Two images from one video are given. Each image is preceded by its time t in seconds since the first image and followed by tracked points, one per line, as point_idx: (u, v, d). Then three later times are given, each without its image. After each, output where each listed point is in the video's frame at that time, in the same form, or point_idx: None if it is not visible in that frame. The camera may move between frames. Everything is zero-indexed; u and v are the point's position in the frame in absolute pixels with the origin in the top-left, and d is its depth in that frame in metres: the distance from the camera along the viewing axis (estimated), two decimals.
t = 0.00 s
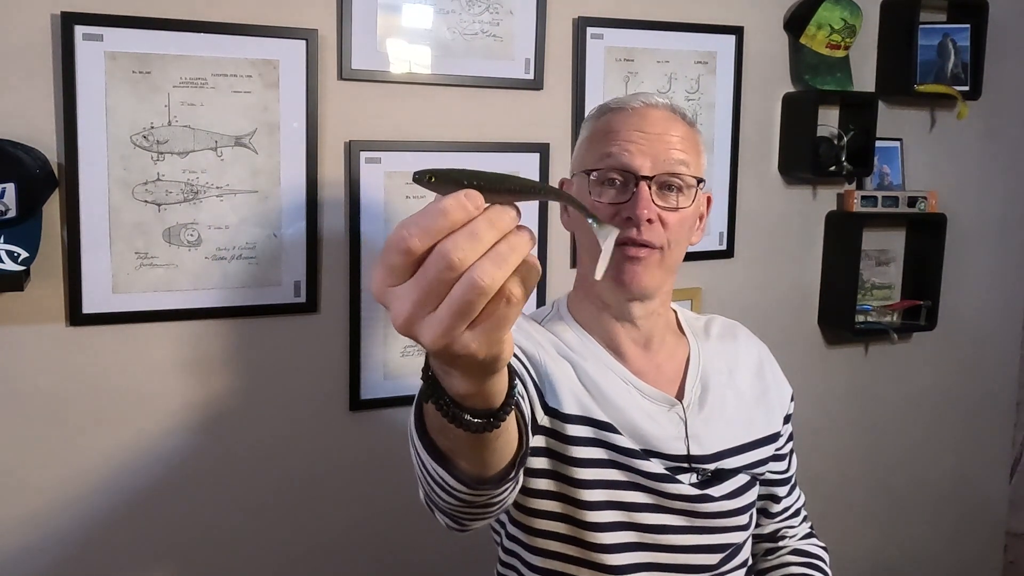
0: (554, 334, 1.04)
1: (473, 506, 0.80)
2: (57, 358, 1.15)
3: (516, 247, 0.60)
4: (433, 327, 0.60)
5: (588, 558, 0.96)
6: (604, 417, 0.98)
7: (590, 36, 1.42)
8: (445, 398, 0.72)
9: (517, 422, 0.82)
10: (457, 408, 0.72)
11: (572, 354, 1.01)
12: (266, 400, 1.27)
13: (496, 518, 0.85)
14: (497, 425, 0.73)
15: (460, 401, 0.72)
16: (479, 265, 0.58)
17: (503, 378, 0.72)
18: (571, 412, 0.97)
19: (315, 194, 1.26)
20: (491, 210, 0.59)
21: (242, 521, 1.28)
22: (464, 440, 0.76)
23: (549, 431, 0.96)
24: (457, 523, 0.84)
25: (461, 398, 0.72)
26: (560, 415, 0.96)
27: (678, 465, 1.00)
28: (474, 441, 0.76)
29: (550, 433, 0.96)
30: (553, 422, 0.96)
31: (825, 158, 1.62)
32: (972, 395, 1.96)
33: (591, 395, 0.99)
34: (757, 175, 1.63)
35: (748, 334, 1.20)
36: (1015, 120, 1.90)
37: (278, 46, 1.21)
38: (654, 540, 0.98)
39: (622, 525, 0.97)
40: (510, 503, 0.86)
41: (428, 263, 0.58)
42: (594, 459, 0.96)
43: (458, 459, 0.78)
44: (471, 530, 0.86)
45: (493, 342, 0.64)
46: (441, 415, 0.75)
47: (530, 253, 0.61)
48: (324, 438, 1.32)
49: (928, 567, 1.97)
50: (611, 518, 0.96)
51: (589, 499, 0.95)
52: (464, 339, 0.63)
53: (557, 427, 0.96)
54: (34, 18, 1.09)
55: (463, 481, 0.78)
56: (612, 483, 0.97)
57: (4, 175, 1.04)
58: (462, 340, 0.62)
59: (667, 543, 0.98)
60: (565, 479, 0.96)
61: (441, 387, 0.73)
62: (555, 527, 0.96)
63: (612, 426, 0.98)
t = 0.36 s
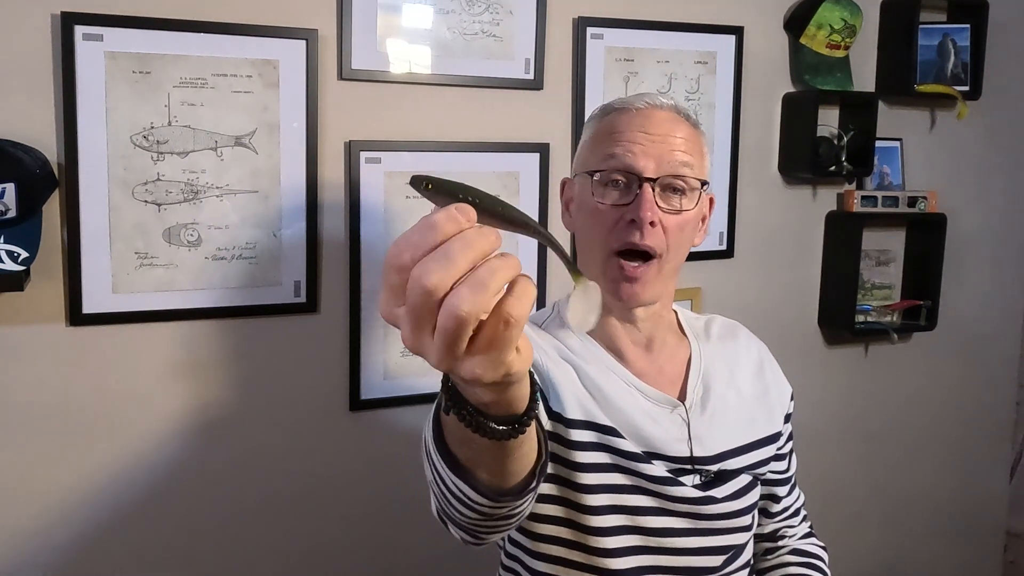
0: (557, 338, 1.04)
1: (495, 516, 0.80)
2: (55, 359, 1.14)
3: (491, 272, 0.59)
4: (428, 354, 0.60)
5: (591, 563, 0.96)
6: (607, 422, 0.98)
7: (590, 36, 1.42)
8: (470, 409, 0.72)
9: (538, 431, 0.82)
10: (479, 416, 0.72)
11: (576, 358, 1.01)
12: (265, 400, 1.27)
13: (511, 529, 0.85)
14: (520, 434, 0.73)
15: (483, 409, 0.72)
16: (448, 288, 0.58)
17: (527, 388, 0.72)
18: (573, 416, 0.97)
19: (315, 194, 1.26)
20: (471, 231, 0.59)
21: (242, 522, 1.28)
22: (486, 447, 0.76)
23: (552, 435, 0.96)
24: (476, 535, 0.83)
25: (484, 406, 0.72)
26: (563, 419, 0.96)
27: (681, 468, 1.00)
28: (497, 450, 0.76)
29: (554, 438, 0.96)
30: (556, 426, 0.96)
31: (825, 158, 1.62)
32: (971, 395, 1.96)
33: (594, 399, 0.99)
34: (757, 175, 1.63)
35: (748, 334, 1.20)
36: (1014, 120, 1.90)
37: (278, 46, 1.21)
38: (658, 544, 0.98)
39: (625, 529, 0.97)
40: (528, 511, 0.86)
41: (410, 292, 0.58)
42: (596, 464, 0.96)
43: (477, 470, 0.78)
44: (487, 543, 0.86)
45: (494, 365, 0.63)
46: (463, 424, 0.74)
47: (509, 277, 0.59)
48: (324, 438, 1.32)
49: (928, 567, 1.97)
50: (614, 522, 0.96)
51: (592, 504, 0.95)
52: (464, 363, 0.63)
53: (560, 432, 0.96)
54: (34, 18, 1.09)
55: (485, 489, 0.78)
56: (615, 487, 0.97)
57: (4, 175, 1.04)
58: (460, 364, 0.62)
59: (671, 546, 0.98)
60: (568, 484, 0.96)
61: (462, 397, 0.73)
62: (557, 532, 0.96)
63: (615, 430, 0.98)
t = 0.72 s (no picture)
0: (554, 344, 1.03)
1: (518, 534, 0.80)
2: (56, 359, 1.14)
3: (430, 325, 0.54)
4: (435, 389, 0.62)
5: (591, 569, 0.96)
6: (607, 428, 0.98)
7: (591, 36, 1.42)
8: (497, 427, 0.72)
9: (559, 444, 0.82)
10: (505, 434, 0.72)
11: (574, 365, 1.01)
12: (265, 401, 1.27)
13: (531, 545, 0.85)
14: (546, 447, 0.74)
15: (508, 424, 0.72)
16: (389, 334, 0.56)
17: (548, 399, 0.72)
18: (572, 424, 0.96)
19: (315, 195, 1.26)
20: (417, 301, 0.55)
21: (242, 522, 1.28)
22: (511, 464, 0.76)
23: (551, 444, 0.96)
24: (498, 554, 0.83)
25: (510, 421, 0.72)
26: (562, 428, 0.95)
27: (680, 471, 1.00)
28: (520, 467, 0.76)
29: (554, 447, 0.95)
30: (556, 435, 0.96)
31: (825, 158, 1.62)
32: (972, 395, 1.96)
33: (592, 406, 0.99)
34: (757, 175, 1.63)
35: (743, 332, 1.20)
36: (1014, 120, 1.90)
37: (278, 46, 1.21)
38: (659, 548, 0.98)
39: (625, 535, 0.97)
40: (549, 527, 0.86)
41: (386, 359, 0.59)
42: (596, 471, 0.96)
43: (501, 489, 0.78)
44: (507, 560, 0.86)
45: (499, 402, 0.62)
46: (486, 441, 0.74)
47: (444, 339, 0.54)
48: (324, 439, 1.32)
49: (928, 566, 1.97)
50: (614, 528, 0.96)
51: (592, 511, 0.95)
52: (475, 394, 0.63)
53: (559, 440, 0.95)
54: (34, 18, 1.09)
55: (510, 506, 0.78)
56: (615, 493, 0.96)
57: (4, 175, 1.04)
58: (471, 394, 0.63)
59: (672, 551, 0.98)
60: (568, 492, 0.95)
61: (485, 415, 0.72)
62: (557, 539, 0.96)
63: (614, 437, 0.98)
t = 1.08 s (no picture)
0: (552, 346, 1.02)
1: (507, 550, 0.80)
2: (56, 359, 1.14)
3: (433, 364, 0.56)
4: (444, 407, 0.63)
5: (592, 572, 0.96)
6: (606, 431, 0.98)
7: (591, 36, 1.42)
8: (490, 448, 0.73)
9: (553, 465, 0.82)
10: (495, 453, 0.73)
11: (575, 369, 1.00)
12: (265, 401, 1.27)
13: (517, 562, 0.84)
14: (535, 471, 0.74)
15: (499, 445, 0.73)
16: (386, 362, 0.56)
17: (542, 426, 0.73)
18: (572, 427, 0.96)
19: (315, 195, 1.26)
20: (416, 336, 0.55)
21: (242, 523, 1.28)
22: (502, 481, 0.76)
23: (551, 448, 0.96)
24: (484, 567, 0.83)
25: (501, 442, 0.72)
26: (562, 431, 0.95)
27: (681, 473, 1.00)
28: (512, 485, 0.77)
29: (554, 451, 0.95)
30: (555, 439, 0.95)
31: (825, 158, 1.62)
32: (971, 395, 1.96)
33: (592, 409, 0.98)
34: (757, 176, 1.63)
35: (744, 332, 1.20)
36: (1015, 119, 1.90)
37: (278, 46, 1.21)
38: (659, 551, 0.98)
39: (625, 538, 0.96)
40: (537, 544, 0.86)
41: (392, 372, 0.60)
42: (595, 475, 0.96)
43: (491, 504, 0.78)
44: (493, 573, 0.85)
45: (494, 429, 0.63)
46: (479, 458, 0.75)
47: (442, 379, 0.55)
48: (324, 439, 1.32)
49: (928, 566, 1.97)
50: (614, 531, 0.96)
51: (592, 514, 0.95)
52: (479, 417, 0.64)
53: (559, 444, 0.95)
54: (34, 18, 1.09)
55: (499, 522, 0.78)
56: (615, 496, 0.96)
57: (4, 175, 1.04)
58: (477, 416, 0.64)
59: (673, 553, 0.98)
60: (568, 495, 0.95)
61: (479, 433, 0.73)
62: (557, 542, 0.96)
63: (614, 440, 0.97)
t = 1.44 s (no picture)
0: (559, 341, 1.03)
1: (502, 518, 0.79)
2: (55, 360, 1.14)
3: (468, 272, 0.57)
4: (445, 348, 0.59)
5: (599, 566, 0.95)
6: (613, 423, 0.98)
7: (590, 36, 1.42)
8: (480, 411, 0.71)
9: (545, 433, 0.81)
10: (488, 416, 0.72)
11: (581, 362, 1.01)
12: (266, 400, 1.27)
13: (517, 533, 0.84)
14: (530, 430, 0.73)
15: (492, 408, 0.71)
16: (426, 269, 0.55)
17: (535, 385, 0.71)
18: (580, 420, 0.96)
19: (315, 195, 1.26)
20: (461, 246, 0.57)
21: (242, 522, 1.28)
22: (495, 445, 0.76)
23: (559, 440, 0.96)
24: (483, 539, 0.83)
25: (494, 405, 0.71)
26: (568, 424, 0.96)
27: (688, 467, 1.01)
28: (505, 452, 0.76)
29: (560, 442, 0.96)
30: (562, 431, 0.96)
31: (825, 158, 1.62)
32: (972, 395, 1.96)
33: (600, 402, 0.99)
34: (758, 175, 1.63)
35: (746, 330, 1.21)
36: (1015, 119, 1.90)
37: (278, 46, 1.21)
38: (666, 545, 0.97)
39: (632, 532, 0.96)
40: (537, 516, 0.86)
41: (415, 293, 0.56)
42: (603, 466, 0.96)
43: (486, 472, 0.78)
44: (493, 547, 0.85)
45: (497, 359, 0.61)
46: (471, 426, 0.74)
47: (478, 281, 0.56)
48: (325, 438, 1.32)
49: (928, 566, 1.97)
50: (622, 524, 0.95)
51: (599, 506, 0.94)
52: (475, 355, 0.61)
53: (566, 436, 0.95)
54: (34, 18, 1.09)
55: (494, 490, 0.77)
56: (622, 489, 0.96)
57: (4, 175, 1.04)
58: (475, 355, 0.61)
59: (680, 547, 0.98)
60: (575, 487, 0.95)
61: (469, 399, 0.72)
62: (564, 537, 0.96)
63: (620, 432, 0.98)
